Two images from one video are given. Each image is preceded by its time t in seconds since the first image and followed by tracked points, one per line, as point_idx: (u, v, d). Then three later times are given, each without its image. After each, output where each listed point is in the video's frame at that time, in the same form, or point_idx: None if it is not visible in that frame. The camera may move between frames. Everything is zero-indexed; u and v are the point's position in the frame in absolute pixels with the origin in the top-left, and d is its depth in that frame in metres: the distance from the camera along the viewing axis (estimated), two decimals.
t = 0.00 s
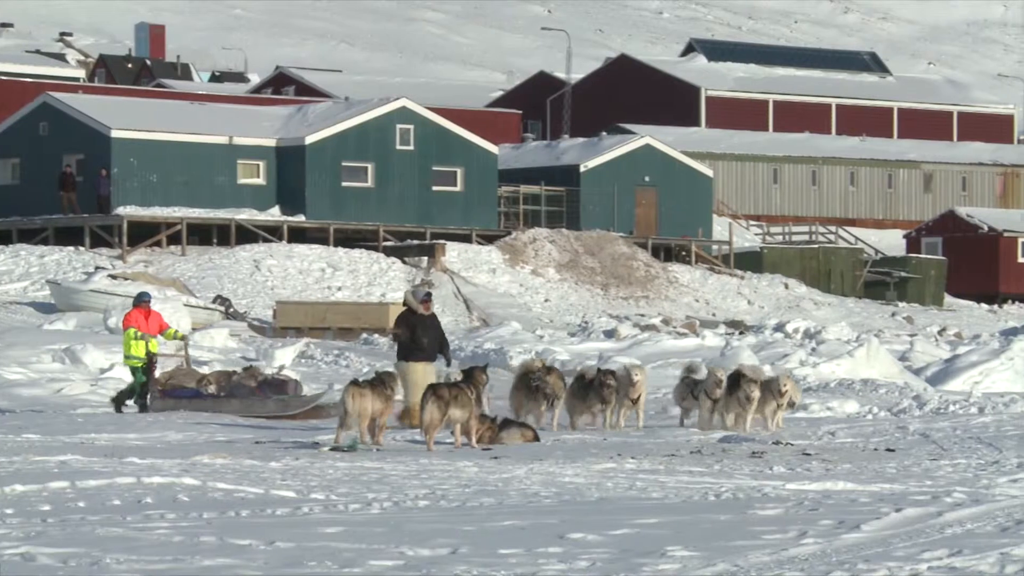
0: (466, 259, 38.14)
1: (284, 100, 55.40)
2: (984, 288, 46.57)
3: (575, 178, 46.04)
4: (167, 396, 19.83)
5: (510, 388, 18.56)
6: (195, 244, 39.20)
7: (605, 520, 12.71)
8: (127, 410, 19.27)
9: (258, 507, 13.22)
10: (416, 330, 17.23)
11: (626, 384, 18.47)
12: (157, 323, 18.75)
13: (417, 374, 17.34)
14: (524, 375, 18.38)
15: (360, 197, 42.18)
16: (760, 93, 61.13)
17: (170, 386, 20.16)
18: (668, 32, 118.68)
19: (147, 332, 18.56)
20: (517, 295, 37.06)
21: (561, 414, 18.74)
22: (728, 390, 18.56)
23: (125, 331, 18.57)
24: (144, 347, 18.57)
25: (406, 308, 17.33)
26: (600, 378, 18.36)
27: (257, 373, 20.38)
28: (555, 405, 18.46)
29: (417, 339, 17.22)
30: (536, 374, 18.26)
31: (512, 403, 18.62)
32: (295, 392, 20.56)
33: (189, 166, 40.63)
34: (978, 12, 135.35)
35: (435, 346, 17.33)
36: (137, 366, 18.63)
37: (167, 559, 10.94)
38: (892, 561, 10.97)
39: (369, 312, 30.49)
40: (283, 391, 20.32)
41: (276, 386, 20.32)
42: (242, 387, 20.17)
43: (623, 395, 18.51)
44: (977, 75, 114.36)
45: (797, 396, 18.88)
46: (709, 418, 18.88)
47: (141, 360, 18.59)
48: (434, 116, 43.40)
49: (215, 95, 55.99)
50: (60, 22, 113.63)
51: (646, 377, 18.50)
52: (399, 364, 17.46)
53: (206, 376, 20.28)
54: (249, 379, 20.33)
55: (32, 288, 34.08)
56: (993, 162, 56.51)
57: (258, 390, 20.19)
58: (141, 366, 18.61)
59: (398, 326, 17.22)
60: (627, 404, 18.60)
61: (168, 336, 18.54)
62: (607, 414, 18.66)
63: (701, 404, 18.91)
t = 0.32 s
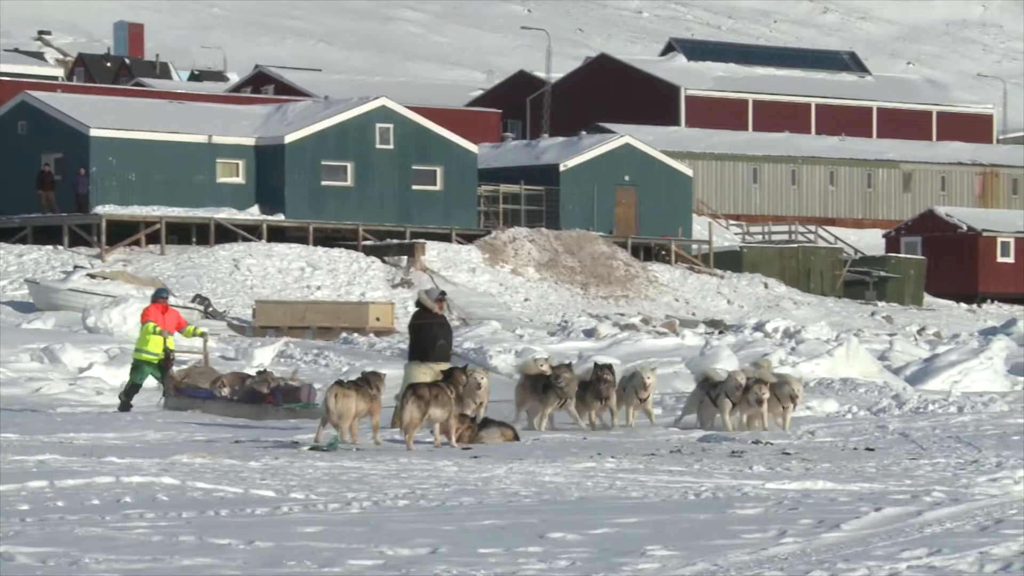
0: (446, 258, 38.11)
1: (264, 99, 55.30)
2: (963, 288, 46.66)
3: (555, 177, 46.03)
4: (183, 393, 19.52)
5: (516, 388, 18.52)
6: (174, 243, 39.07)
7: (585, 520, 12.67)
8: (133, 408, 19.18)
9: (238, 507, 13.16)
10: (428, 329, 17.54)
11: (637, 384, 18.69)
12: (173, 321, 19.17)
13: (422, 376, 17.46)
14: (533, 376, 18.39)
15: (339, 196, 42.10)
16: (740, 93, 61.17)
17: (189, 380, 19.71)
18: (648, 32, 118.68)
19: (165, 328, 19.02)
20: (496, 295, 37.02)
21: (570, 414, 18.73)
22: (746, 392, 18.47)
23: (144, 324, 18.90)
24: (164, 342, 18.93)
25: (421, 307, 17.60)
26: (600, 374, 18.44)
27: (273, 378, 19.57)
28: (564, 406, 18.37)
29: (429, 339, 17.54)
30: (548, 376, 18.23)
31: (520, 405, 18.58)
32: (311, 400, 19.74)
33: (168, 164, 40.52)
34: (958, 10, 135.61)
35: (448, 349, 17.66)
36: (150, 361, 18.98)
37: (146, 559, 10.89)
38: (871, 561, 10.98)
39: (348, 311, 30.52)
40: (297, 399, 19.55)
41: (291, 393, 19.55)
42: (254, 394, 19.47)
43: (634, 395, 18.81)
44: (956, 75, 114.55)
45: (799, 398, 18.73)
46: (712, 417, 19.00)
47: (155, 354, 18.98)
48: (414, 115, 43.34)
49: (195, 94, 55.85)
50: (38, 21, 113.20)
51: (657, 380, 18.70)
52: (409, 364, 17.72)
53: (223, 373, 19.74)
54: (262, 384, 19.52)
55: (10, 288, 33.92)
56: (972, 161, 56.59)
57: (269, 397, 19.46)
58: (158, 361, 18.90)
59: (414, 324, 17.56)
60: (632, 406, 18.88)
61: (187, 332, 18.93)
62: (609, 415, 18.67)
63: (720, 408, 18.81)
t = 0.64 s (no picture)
0: (424, 257, 38.01)
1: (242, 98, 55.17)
2: (940, 288, 46.79)
3: (533, 176, 45.98)
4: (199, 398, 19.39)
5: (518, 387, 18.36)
6: (151, 242, 38.96)
7: (563, 519, 12.64)
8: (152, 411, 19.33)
9: (216, 506, 13.12)
10: (439, 323, 17.45)
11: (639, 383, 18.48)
12: (194, 321, 19.01)
13: (440, 369, 17.46)
14: (535, 375, 18.26)
15: (317, 196, 42.00)
16: (718, 92, 61.23)
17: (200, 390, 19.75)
18: (626, 32, 118.73)
19: (184, 332, 18.85)
20: (475, 295, 37.01)
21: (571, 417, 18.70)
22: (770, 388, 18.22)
23: (162, 327, 18.85)
24: (181, 346, 18.84)
25: (433, 303, 17.67)
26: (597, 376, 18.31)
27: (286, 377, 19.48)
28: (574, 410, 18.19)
29: (440, 333, 17.43)
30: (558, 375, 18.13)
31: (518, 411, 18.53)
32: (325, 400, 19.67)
33: (145, 163, 40.39)
34: (935, 11, 136.00)
35: (460, 342, 17.54)
36: (171, 363, 18.87)
37: (124, 559, 10.84)
38: (850, 560, 10.97)
39: (326, 311, 30.49)
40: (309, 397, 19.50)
41: (304, 393, 19.53)
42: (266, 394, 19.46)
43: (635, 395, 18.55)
44: (934, 75, 114.90)
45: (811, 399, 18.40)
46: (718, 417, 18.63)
47: (177, 358, 18.84)
48: (391, 114, 43.29)
49: (173, 93, 55.69)
50: (14, 19, 112.70)
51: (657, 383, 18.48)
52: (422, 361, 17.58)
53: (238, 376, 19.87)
54: (274, 386, 19.68)
55: None
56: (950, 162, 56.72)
57: (281, 398, 19.44)
58: (177, 364, 18.86)
59: (425, 316, 17.50)
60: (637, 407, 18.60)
61: (205, 333, 18.77)
62: (607, 413, 18.58)
63: (729, 403, 18.38)
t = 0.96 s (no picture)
0: (401, 257, 37.85)
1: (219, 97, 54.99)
2: (917, 288, 46.90)
3: (509, 176, 45.91)
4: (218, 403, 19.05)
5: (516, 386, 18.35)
6: (128, 241, 38.83)
7: (540, 519, 12.60)
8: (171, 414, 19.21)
9: (193, 506, 13.06)
10: (450, 325, 17.08)
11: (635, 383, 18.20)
12: (211, 324, 18.94)
13: (452, 374, 17.24)
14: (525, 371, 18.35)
15: (294, 195, 41.90)
16: (695, 92, 61.29)
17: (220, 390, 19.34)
18: (603, 32, 118.79)
19: (200, 335, 18.81)
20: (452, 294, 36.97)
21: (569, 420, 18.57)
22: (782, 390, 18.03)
23: (178, 331, 18.78)
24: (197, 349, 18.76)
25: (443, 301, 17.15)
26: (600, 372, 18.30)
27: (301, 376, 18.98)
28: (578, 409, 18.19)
29: (452, 335, 17.10)
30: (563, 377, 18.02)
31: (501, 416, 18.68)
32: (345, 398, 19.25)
33: (121, 162, 40.24)
34: (911, 11, 136.40)
35: (472, 342, 17.24)
36: (187, 367, 18.83)
37: (100, 558, 10.78)
38: (826, 559, 10.96)
39: (302, 311, 30.40)
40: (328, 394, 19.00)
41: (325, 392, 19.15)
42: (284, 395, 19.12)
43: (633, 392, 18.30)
44: (910, 75, 115.23)
45: (829, 396, 18.40)
46: (728, 418, 18.34)
47: (193, 362, 18.81)
48: (368, 113, 43.19)
49: (149, 92, 55.54)
50: None
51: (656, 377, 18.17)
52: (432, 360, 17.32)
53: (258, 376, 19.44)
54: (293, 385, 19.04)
55: None
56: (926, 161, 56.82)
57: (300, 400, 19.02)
58: (193, 367, 18.81)
59: (436, 319, 17.07)
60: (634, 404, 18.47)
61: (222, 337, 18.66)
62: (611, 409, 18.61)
63: (741, 406, 18.13)
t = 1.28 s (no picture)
0: (374, 256, 37.73)
1: (192, 96, 54.82)
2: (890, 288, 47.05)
3: (483, 176, 45.83)
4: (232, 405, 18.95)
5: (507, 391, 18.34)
6: (100, 241, 38.68)
7: (512, 518, 12.57)
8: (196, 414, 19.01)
9: (166, 505, 12.99)
10: (465, 326, 17.69)
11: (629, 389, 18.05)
12: (230, 328, 18.45)
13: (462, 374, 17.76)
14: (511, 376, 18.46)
15: (267, 194, 41.76)
16: (669, 91, 61.34)
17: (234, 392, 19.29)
18: (576, 31, 118.88)
19: (216, 341, 18.30)
20: (425, 293, 36.92)
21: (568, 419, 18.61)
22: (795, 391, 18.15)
23: (195, 333, 18.32)
24: (213, 353, 18.44)
25: (460, 304, 17.74)
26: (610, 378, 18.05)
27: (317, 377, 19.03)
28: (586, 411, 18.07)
29: (466, 336, 17.70)
30: (570, 379, 18.08)
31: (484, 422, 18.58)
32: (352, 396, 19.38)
33: (94, 162, 40.06)
34: (883, 11, 136.87)
35: (486, 344, 17.80)
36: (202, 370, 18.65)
37: (73, 558, 10.69)
38: (799, 559, 10.94)
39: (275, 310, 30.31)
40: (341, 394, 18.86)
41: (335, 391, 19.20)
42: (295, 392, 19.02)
43: (626, 398, 18.08)
44: (883, 75, 115.67)
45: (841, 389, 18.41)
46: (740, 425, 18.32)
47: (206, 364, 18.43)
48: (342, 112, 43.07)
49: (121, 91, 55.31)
50: None
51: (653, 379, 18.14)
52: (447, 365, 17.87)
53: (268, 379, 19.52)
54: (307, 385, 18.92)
55: None
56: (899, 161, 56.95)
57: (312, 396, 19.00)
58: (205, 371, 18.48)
59: (450, 319, 17.68)
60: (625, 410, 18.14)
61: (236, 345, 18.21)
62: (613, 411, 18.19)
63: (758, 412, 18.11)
